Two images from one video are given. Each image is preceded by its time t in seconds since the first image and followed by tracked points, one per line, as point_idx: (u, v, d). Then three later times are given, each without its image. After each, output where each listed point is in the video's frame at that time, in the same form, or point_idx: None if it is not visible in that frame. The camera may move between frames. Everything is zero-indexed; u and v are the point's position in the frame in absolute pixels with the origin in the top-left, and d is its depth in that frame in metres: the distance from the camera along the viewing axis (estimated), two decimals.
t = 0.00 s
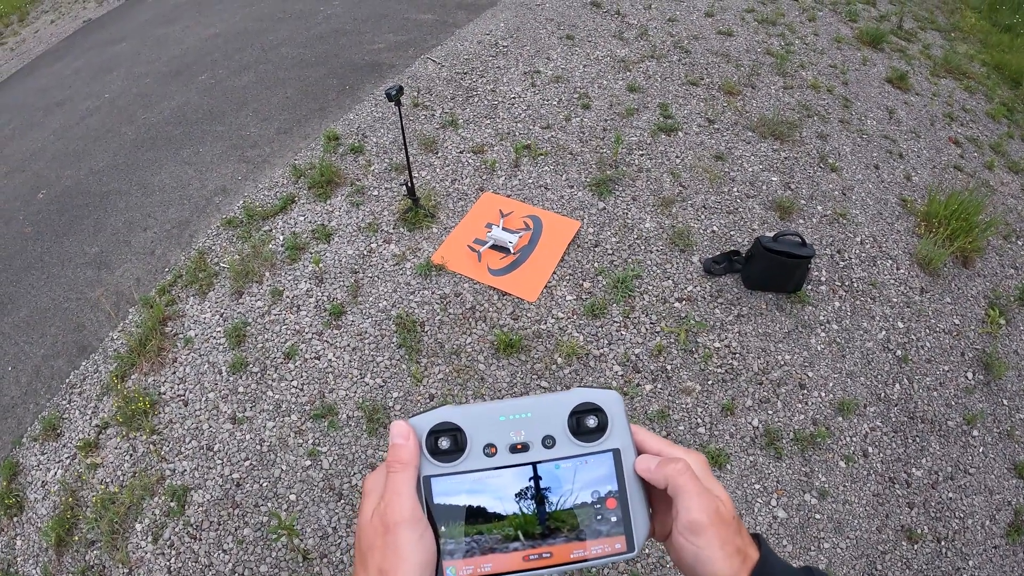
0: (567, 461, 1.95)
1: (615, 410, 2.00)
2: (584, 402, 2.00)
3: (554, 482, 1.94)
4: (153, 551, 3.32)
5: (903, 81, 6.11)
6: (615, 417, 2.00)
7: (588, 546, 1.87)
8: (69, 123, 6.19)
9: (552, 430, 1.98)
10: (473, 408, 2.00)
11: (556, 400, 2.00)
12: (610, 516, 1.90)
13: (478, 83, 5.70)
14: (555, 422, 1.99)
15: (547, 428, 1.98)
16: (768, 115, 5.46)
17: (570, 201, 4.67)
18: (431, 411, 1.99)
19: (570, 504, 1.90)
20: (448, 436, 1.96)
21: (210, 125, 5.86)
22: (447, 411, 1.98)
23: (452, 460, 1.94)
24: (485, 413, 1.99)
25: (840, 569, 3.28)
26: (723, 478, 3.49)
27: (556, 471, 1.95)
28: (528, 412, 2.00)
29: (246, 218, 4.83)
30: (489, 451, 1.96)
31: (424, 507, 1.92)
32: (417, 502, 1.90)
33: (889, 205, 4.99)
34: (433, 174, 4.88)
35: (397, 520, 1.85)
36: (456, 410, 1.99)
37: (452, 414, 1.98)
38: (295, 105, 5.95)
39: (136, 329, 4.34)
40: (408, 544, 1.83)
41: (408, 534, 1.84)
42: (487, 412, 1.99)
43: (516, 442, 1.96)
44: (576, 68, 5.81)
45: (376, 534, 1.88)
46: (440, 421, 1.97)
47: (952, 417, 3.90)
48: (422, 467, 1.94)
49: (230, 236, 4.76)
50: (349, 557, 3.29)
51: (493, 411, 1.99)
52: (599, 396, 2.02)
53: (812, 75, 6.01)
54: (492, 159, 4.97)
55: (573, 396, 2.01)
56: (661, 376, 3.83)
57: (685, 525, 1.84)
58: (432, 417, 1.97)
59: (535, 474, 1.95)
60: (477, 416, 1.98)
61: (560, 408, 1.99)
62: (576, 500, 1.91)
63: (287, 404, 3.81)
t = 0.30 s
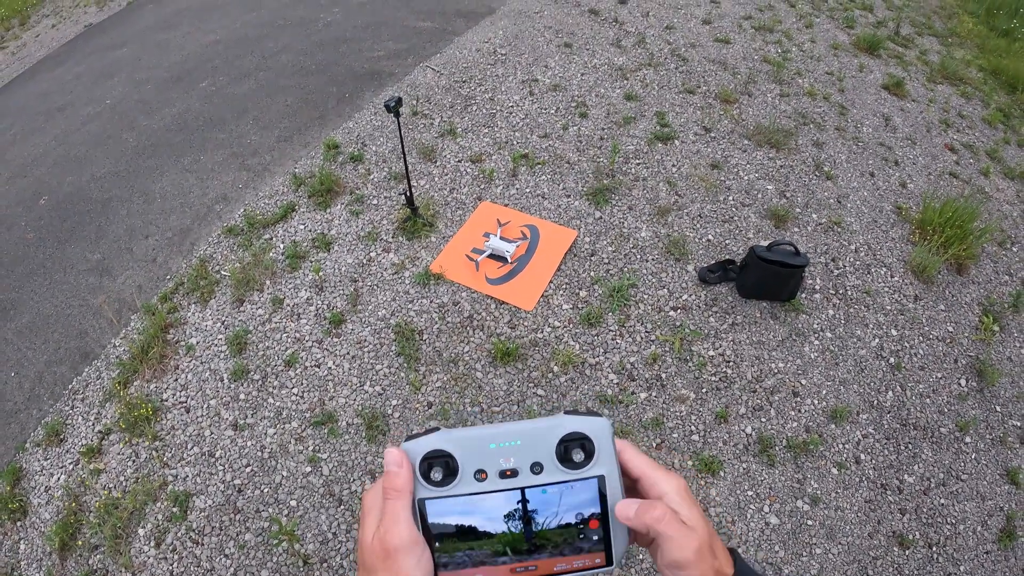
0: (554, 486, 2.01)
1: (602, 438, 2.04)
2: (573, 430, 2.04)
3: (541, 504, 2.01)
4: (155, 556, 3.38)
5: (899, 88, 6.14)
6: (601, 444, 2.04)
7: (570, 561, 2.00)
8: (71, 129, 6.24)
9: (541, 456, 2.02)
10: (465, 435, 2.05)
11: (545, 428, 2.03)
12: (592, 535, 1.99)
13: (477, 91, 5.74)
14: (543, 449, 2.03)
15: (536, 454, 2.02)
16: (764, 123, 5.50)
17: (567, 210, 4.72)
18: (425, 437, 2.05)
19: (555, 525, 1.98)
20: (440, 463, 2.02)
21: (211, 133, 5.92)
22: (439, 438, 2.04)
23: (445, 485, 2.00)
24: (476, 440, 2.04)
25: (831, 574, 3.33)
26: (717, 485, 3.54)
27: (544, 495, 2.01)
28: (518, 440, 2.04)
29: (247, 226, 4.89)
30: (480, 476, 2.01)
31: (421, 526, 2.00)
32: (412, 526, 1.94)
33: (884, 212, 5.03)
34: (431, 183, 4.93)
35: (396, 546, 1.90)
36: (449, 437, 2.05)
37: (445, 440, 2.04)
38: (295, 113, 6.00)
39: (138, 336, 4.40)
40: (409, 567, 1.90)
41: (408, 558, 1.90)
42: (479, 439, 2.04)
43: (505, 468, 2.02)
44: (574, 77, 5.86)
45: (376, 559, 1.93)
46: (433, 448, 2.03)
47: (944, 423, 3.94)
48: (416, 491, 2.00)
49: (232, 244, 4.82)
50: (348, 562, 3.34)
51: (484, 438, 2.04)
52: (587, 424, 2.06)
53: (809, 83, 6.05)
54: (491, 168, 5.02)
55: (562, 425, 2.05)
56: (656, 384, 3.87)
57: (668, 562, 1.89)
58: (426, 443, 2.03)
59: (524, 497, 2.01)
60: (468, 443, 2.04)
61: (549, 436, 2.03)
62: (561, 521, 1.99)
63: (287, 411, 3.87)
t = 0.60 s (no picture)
0: (544, 481, 2.09)
1: (588, 436, 2.11)
2: (562, 430, 2.11)
3: (532, 497, 2.10)
4: (159, 556, 3.45)
5: (895, 93, 6.18)
6: (588, 442, 2.11)
7: (558, 548, 2.12)
8: (74, 133, 6.31)
9: (532, 454, 2.10)
10: (462, 433, 2.12)
11: (536, 427, 2.10)
12: (579, 525, 2.10)
13: (476, 98, 5.81)
14: (535, 447, 2.10)
15: (528, 452, 2.10)
16: (760, 130, 5.56)
17: (565, 217, 4.78)
18: (425, 435, 2.12)
19: (545, 516, 2.09)
20: (439, 460, 2.10)
21: (214, 138, 5.99)
22: (438, 436, 2.11)
23: (443, 480, 2.08)
24: (472, 438, 2.11)
25: None
26: (711, 488, 3.60)
27: (534, 488, 2.10)
28: (511, 438, 2.11)
29: (249, 231, 4.96)
30: (476, 471, 2.10)
31: (421, 517, 2.08)
32: (415, 518, 2.02)
33: (878, 218, 5.09)
34: (431, 189, 4.99)
35: (402, 536, 1.97)
36: (447, 435, 2.12)
37: (443, 439, 2.11)
38: (297, 118, 6.07)
39: (141, 340, 4.47)
40: (413, 556, 1.98)
41: (412, 548, 1.98)
42: (475, 437, 2.11)
43: (499, 464, 2.10)
44: (572, 84, 5.92)
45: (381, 549, 1.98)
46: (433, 445, 2.10)
47: (936, 427, 4.00)
48: (417, 486, 2.08)
49: (234, 250, 4.89)
50: (348, 563, 3.41)
51: (480, 436, 2.11)
52: (575, 424, 2.12)
53: (805, 89, 6.10)
54: (489, 175, 5.08)
55: (552, 424, 2.12)
56: (652, 389, 3.94)
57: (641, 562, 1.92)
58: (426, 441, 2.10)
59: (516, 491, 2.09)
60: (465, 440, 2.11)
61: (540, 434, 2.11)
62: (549, 512, 2.10)
63: (289, 414, 3.94)
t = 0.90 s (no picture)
0: (547, 482, 2.12)
1: (590, 440, 2.11)
2: (565, 433, 2.12)
3: (535, 497, 2.13)
4: (166, 558, 3.49)
5: (896, 97, 6.21)
6: (590, 445, 2.12)
7: (560, 547, 2.16)
8: (80, 138, 6.36)
9: (536, 456, 2.11)
10: (469, 435, 2.13)
11: (541, 431, 2.11)
12: (580, 525, 2.14)
13: (479, 104, 5.85)
14: (538, 449, 2.11)
15: (532, 454, 2.11)
16: (762, 134, 5.59)
17: (568, 222, 4.82)
18: (432, 437, 2.13)
19: (547, 516, 2.13)
20: (447, 461, 2.11)
21: (218, 143, 6.04)
22: (446, 438, 2.12)
23: (451, 481, 2.10)
24: (478, 440, 2.12)
25: None
26: (713, 490, 3.63)
27: (537, 489, 2.12)
28: (516, 440, 2.12)
29: (255, 236, 5.00)
30: (482, 473, 2.11)
31: (430, 515, 2.12)
32: (424, 517, 2.07)
33: (880, 222, 5.12)
34: (435, 195, 5.03)
35: (411, 534, 2.03)
36: (454, 437, 2.12)
37: (450, 440, 2.12)
38: (301, 124, 6.11)
39: (148, 344, 4.52)
40: (421, 554, 2.03)
41: (420, 545, 2.03)
42: (480, 439, 2.12)
43: (504, 466, 2.11)
44: (575, 89, 5.95)
45: (391, 545, 2.05)
46: (440, 447, 2.10)
47: (937, 430, 4.03)
48: (426, 485, 2.11)
49: (239, 255, 4.93)
50: (354, 565, 3.44)
51: (486, 438, 2.12)
52: (578, 427, 2.12)
53: (806, 93, 6.13)
54: (493, 181, 5.12)
55: (555, 428, 2.12)
56: (654, 392, 3.97)
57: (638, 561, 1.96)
58: (434, 443, 2.11)
59: (520, 491, 2.13)
60: (471, 442, 2.12)
61: (544, 437, 2.11)
62: (552, 513, 2.14)
63: (295, 418, 3.98)
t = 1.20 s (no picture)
0: (555, 483, 2.10)
1: (598, 439, 2.11)
2: (573, 432, 2.12)
3: (543, 498, 2.11)
4: (172, 568, 3.47)
5: (895, 92, 6.20)
6: (598, 444, 2.12)
7: (569, 549, 2.10)
8: (80, 149, 6.37)
9: (544, 456, 2.11)
10: (474, 436, 2.13)
11: (548, 430, 2.11)
12: (590, 526, 2.10)
13: (478, 107, 5.85)
14: (546, 449, 2.11)
15: (539, 454, 2.11)
16: (762, 132, 5.58)
17: (570, 224, 4.81)
18: (438, 438, 2.14)
19: (556, 517, 2.09)
20: (453, 462, 2.12)
21: (219, 152, 6.04)
22: (451, 438, 2.13)
23: (457, 482, 2.10)
24: (484, 440, 2.12)
25: None
26: (721, 490, 3.61)
27: (545, 490, 2.11)
28: (523, 441, 2.12)
29: (256, 244, 4.99)
30: (488, 474, 2.11)
31: (435, 518, 2.11)
32: (428, 519, 2.06)
33: (882, 217, 5.10)
34: (436, 199, 5.02)
35: (414, 536, 2.02)
36: (460, 438, 2.13)
37: (456, 441, 2.13)
38: (301, 131, 6.11)
39: (150, 353, 4.51)
40: (425, 556, 2.02)
41: (424, 548, 2.02)
42: (487, 439, 2.12)
43: (511, 467, 2.11)
44: (574, 91, 5.95)
45: (394, 549, 2.05)
46: (446, 448, 2.12)
47: (946, 424, 4.00)
48: (431, 487, 2.11)
49: (241, 263, 4.93)
50: (361, 572, 3.42)
51: (492, 439, 2.12)
52: (586, 426, 2.13)
53: (805, 90, 6.12)
54: (494, 184, 5.11)
55: (562, 427, 2.12)
56: (660, 393, 3.95)
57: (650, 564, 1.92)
58: (440, 444, 2.12)
59: (527, 492, 2.11)
60: (478, 443, 2.12)
61: (551, 436, 2.11)
62: (561, 514, 2.10)
63: (299, 425, 3.96)
